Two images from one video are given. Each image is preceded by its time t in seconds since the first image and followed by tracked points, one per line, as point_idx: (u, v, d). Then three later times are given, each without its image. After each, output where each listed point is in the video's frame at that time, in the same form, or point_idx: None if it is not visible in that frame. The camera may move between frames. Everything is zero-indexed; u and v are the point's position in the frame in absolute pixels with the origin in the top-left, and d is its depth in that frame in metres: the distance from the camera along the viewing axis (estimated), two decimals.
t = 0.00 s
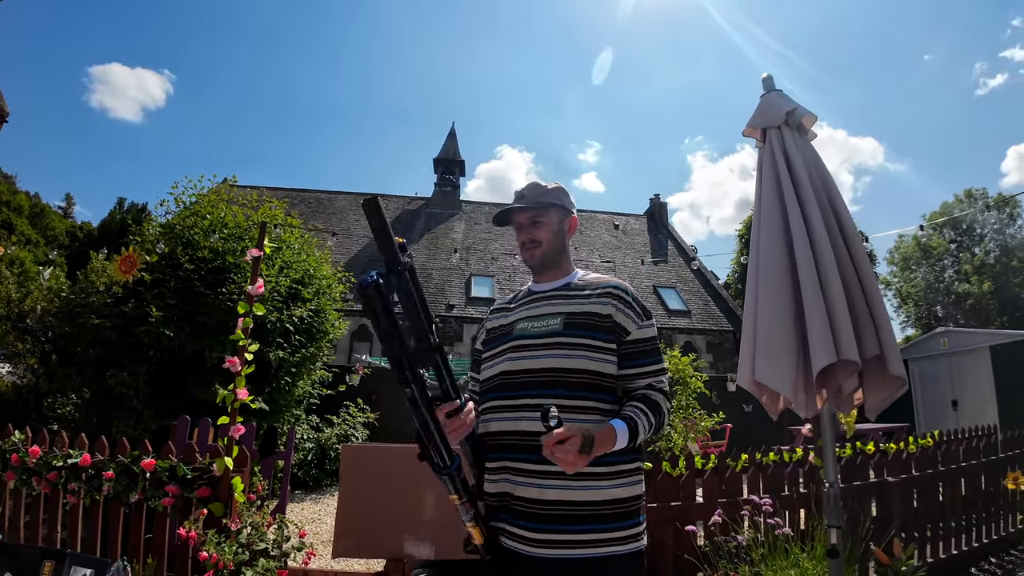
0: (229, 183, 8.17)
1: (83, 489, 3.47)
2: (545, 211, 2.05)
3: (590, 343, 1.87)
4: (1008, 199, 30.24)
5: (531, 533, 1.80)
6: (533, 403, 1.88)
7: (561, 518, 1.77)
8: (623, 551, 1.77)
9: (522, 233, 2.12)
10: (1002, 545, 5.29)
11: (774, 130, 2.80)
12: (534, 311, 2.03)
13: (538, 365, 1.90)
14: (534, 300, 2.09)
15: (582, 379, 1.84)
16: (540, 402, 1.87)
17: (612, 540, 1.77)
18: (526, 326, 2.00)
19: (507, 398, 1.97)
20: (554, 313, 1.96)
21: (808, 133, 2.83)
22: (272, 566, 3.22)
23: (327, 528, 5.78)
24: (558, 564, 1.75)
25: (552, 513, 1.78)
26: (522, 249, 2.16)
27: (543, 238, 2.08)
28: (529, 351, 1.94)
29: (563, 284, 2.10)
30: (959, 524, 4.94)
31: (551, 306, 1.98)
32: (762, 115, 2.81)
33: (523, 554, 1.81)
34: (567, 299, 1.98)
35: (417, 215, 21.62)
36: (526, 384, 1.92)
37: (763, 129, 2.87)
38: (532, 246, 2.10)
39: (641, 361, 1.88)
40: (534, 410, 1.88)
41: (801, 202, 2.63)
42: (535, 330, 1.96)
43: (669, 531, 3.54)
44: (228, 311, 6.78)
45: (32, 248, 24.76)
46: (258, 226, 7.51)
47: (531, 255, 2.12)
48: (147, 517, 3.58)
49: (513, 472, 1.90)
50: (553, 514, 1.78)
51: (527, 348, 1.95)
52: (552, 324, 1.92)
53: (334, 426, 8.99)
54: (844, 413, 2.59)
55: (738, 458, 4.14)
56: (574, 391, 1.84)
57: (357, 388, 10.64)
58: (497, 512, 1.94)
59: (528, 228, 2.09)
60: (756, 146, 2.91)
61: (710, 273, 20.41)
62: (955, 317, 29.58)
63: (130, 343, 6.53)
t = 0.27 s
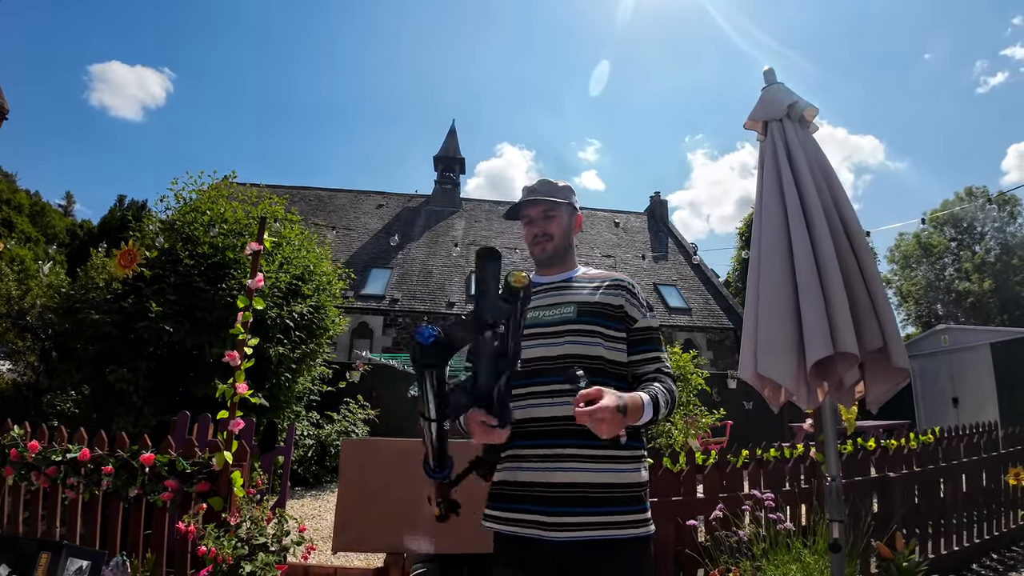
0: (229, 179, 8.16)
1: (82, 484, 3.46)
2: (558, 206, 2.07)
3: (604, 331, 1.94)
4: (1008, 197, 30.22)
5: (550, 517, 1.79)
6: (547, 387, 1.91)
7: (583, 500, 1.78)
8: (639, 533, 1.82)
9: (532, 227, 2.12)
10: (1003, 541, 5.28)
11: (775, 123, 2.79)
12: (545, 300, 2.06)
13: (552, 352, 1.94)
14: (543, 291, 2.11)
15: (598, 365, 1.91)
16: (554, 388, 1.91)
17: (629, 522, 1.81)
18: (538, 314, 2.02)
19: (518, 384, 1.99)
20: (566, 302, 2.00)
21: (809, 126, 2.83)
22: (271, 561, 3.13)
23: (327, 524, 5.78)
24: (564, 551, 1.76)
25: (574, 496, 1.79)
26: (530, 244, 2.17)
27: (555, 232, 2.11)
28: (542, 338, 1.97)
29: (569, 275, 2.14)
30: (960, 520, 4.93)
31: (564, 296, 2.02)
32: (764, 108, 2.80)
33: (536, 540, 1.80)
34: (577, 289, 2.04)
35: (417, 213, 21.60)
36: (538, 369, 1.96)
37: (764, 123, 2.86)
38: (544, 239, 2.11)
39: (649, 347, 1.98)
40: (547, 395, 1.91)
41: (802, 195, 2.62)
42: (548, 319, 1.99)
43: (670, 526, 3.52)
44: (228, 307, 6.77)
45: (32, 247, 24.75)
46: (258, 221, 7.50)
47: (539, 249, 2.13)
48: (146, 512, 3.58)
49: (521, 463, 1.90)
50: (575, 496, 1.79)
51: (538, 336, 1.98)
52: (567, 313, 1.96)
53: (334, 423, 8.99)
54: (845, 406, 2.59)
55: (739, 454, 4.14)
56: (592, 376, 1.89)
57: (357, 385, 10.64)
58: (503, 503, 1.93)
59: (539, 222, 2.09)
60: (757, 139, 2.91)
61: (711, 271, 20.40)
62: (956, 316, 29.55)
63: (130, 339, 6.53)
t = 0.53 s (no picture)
0: (229, 175, 8.16)
1: (82, 479, 3.47)
2: (576, 201, 2.13)
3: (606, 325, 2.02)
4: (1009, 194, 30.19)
5: (559, 508, 1.79)
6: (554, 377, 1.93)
7: (592, 490, 1.79)
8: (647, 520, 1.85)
9: (549, 217, 2.14)
10: (1003, 537, 5.28)
11: (775, 116, 2.78)
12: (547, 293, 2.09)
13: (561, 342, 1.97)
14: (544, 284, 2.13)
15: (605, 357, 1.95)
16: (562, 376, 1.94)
17: (636, 511, 1.83)
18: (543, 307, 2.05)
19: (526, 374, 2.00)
20: (570, 295, 2.05)
21: (810, 119, 2.82)
22: (272, 554, 3.16)
23: (327, 520, 5.79)
24: (567, 540, 1.77)
25: (583, 485, 1.80)
26: (540, 233, 2.17)
27: (570, 225, 2.15)
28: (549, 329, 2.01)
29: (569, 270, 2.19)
30: (960, 516, 4.93)
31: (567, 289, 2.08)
32: (764, 101, 2.80)
33: (544, 529, 1.80)
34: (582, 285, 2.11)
35: (417, 210, 21.59)
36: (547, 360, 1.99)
37: (765, 115, 2.85)
38: (560, 232, 2.14)
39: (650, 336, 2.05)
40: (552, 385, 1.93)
41: (802, 188, 2.61)
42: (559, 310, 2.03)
43: (670, 521, 3.52)
44: (228, 303, 6.78)
45: (32, 244, 24.77)
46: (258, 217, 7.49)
47: (553, 240, 2.14)
48: (146, 506, 3.59)
49: (526, 454, 1.90)
50: (584, 486, 1.80)
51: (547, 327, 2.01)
52: (573, 305, 2.02)
53: (335, 419, 9.00)
54: (845, 399, 2.58)
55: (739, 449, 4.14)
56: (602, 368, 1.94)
57: (357, 381, 10.66)
58: (508, 496, 1.92)
59: (558, 213, 2.12)
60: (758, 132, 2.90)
61: (711, 267, 20.39)
62: (956, 313, 29.52)
63: (130, 335, 6.56)
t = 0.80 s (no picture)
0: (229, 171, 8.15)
1: (83, 473, 3.47)
2: (587, 198, 2.14)
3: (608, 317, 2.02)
4: (1009, 191, 30.17)
5: (561, 497, 1.80)
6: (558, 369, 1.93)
7: (590, 479, 1.80)
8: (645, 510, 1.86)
9: (561, 213, 2.12)
10: (1003, 532, 5.29)
11: (775, 109, 2.78)
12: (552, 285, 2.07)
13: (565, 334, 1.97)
14: (550, 276, 2.11)
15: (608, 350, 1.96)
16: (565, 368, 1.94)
17: (634, 501, 1.84)
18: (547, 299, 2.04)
19: (529, 365, 1.99)
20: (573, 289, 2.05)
21: (810, 113, 2.82)
22: (272, 547, 3.18)
23: (328, 514, 5.80)
24: (567, 529, 1.78)
25: (582, 474, 1.81)
26: (550, 228, 2.16)
27: (580, 222, 2.15)
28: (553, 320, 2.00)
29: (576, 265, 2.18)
30: (959, 511, 4.94)
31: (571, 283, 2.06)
32: (764, 94, 2.79)
33: (543, 517, 1.80)
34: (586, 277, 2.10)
35: (417, 206, 21.57)
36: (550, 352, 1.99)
37: (765, 108, 2.85)
38: (572, 228, 2.13)
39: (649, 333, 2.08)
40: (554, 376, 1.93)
41: (802, 180, 2.61)
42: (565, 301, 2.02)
43: (669, 513, 3.52)
44: (229, 298, 6.78)
45: (32, 241, 24.75)
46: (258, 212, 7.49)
47: (564, 236, 2.14)
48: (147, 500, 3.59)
49: (527, 443, 1.90)
50: (582, 475, 1.80)
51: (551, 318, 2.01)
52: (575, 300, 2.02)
53: (335, 414, 9.02)
54: (844, 391, 2.59)
55: (739, 444, 4.15)
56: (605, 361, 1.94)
57: (358, 377, 10.67)
58: (507, 484, 1.93)
59: (570, 210, 2.11)
60: (758, 125, 2.89)
61: (711, 264, 20.38)
62: (957, 310, 29.49)
63: (132, 329, 6.59)
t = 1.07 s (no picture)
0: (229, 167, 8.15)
1: (86, 468, 3.48)
2: (586, 198, 2.12)
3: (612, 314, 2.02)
4: (1010, 187, 30.13)
5: (559, 489, 1.81)
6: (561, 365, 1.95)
7: (588, 472, 1.82)
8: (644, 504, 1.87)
9: (559, 214, 2.11)
10: (1002, 527, 5.32)
11: (776, 103, 2.79)
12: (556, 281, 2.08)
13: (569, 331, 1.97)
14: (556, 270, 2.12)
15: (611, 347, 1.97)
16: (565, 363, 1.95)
17: (632, 495, 1.85)
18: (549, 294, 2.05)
19: (529, 360, 2.00)
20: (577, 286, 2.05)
21: (810, 107, 2.82)
22: (275, 540, 3.15)
23: (330, 508, 5.83)
24: (567, 521, 1.79)
25: (579, 468, 1.82)
26: (548, 229, 2.16)
27: (579, 222, 2.14)
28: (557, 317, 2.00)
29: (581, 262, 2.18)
30: (959, 505, 4.96)
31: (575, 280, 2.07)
32: (764, 88, 2.79)
33: (540, 509, 1.81)
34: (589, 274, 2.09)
35: (417, 201, 21.56)
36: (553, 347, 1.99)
37: (765, 103, 2.85)
38: (570, 229, 2.13)
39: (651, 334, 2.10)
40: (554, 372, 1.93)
41: (802, 175, 2.62)
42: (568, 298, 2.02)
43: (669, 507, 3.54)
44: (230, 293, 6.79)
45: (32, 237, 24.76)
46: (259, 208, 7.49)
47: (563, 237, 2.13)
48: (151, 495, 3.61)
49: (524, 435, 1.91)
50: (579, 468, 1.82)
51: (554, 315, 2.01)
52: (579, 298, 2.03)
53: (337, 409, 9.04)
54: (844, 385, 2.60)
55: (739, 438, 4.17)
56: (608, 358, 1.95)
57: (359, 372, 10.70)
58: (505, 476, 1.94)
59: (569, 211, 2.10)
60: (758, 120, 2.90)
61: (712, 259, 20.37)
62: (958, 306, 29.48)
63: (133, 325, 6.61)
